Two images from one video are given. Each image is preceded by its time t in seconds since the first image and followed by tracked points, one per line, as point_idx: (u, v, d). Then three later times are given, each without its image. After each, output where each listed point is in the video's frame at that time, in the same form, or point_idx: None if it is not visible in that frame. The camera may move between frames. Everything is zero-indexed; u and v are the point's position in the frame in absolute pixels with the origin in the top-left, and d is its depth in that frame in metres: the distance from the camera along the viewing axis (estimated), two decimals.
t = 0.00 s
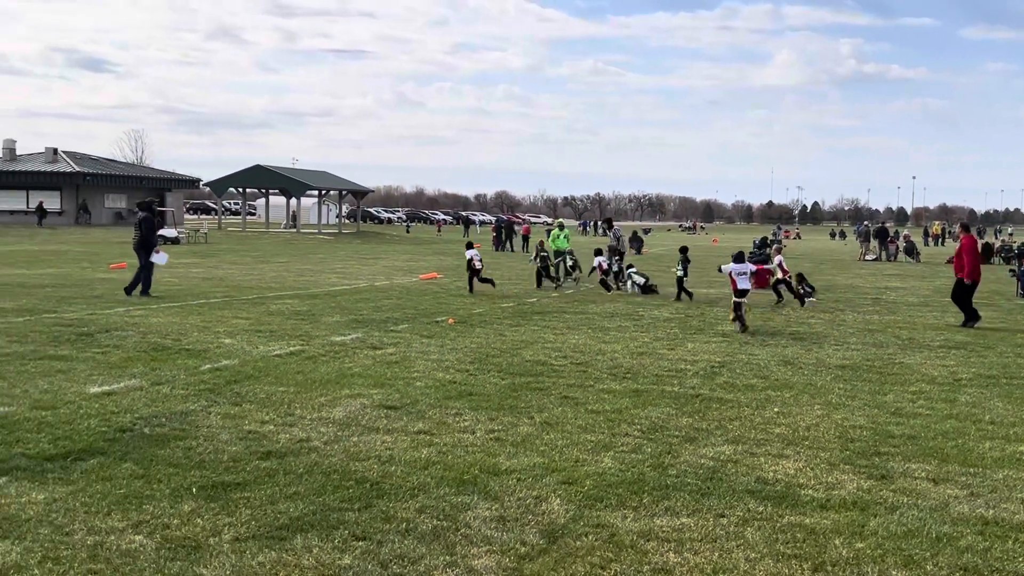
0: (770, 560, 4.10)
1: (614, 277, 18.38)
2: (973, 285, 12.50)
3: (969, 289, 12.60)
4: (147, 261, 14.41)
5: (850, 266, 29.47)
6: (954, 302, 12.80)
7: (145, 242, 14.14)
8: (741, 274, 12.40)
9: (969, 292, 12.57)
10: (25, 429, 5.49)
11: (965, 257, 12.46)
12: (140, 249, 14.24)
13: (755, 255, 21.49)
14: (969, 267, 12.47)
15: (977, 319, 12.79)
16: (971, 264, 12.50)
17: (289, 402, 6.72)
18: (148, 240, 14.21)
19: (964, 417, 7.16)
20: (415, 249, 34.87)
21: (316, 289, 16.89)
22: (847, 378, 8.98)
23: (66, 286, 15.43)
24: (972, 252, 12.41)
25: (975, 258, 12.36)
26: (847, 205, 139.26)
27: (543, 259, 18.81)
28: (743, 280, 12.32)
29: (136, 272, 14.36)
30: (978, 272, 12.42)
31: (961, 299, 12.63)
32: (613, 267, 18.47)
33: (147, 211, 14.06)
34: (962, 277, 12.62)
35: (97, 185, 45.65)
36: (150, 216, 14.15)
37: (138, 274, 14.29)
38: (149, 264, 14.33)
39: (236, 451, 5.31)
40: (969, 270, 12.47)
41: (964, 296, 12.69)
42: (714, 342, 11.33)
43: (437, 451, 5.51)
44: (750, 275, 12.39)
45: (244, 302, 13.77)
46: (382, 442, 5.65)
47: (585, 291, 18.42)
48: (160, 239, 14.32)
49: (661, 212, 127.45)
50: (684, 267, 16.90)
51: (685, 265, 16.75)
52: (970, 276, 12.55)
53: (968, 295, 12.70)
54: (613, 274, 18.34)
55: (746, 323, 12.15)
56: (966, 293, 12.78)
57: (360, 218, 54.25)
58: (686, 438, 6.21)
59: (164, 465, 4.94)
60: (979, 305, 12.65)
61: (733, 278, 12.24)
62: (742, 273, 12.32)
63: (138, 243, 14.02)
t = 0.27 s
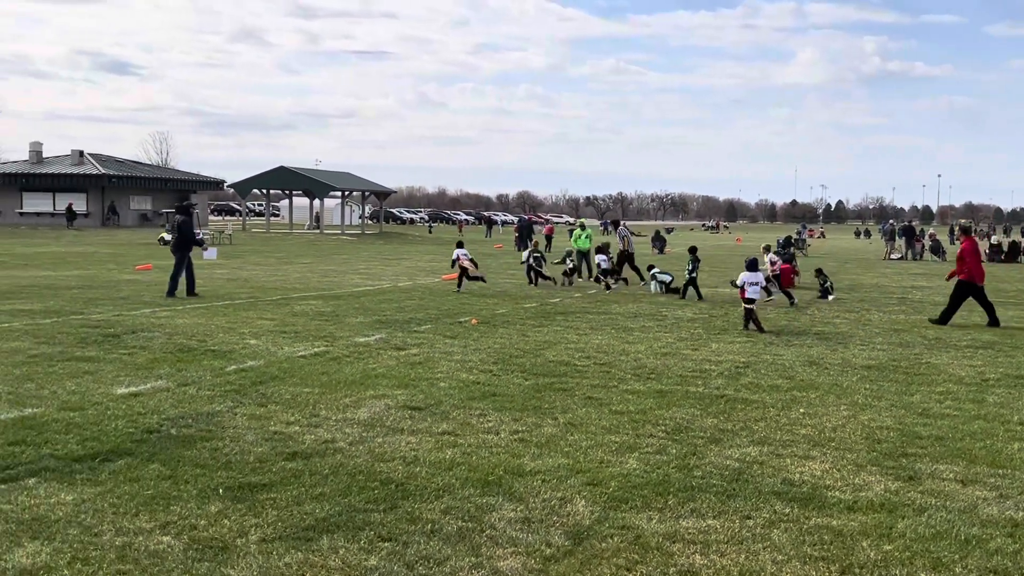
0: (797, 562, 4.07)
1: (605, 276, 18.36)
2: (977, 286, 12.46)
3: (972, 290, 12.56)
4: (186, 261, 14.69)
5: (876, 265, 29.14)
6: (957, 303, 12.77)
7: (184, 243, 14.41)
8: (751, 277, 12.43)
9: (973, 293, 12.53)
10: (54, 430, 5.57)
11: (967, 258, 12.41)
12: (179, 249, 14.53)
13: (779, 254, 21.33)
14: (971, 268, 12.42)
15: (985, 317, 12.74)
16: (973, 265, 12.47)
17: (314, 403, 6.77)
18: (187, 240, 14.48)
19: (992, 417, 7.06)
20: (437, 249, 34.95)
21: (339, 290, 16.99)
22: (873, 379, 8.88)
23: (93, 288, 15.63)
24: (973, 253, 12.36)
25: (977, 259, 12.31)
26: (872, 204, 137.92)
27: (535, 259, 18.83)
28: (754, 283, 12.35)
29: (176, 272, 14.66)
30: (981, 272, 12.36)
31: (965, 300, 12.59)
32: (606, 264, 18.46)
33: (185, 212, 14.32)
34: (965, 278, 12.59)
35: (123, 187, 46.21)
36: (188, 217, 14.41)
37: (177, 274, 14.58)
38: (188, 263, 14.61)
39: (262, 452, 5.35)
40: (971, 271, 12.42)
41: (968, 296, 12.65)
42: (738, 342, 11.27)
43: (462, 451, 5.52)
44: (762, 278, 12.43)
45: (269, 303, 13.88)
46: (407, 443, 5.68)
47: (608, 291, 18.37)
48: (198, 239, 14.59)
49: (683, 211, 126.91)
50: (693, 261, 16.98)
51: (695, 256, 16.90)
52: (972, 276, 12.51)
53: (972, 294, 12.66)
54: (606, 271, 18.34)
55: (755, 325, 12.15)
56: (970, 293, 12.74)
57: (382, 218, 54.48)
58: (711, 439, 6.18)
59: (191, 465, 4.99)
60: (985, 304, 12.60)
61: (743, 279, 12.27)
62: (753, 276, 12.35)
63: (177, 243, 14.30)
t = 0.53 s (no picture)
0: (818, 564, 4.04)
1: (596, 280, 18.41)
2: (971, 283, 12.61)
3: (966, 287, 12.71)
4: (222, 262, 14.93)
5: (900, 265, 28.86)
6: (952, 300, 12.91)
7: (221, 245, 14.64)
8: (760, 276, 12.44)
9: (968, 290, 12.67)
10: (78, 431, 5.64)
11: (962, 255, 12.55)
12: (215, 251, 14.76)
13: (801, 254, 21.19)
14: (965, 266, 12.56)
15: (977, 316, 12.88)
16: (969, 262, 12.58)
17: (335, 404, 6.81)
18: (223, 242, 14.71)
19: (1017, 418, 6.98)
20: (457, 250, 35.00)
21: (360, 291, 17.06)
22: (896, 379, 8.80)
23: (117, 289, 15.81)
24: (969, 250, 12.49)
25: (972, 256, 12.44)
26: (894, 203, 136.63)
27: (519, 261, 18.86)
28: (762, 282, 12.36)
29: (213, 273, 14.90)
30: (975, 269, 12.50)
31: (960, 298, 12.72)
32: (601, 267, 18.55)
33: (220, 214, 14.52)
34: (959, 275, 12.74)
35: (147, 189, 46.65)
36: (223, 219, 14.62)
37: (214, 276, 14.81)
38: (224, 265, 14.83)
39: (283, 452, 5.39)
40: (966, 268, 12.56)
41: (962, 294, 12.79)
42: (759, 343, 11.20)
43: (481, 452, 5.53)
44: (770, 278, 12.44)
45: (290, 304, 13.96)
46: (427, 444, 5.69)
47: (628, 291, 18.33)
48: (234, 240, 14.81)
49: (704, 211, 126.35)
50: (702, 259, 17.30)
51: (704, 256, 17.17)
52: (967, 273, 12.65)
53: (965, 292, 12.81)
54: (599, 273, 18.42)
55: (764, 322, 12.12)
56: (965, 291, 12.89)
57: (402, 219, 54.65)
58: (731, 440, 6.15)
59: (213, 466, 5.03)
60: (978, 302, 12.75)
61: (752, 277, 12.28)
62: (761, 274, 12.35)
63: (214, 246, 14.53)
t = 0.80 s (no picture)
0: (836, 566, 4.01)
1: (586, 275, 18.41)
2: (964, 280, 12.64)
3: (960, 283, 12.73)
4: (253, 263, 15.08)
5: (922, 265, 28.54)
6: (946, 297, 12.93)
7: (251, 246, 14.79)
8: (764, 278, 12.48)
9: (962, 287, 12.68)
10: (99, 432, 5.69)
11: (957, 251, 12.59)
12: (246, 253, 14.90)
13: (821, 254, 21.04)
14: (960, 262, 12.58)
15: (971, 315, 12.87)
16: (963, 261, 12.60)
17: (353, 405, 6.83)
18: (253, 243, 14.84)
19: None
20: (475, 251, 35.04)
21: (377, 292, 17.12)
22: (916, 380, 8.72)
23: (138, 291, 15.94)
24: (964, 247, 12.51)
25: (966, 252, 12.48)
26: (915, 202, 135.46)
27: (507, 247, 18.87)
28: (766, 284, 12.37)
29: (244, 274, 15.07)
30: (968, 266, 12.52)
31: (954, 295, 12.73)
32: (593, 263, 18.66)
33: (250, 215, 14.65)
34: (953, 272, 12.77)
35: (167, 191, 47.06)
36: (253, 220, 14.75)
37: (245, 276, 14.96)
38: (255, 266, 14.97)
39: (301, 453, 5.42)
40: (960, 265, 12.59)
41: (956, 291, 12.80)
42: (778, 344, 11.13)
43: (498, 453, 5.53)
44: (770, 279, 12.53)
45: (308, 305, 14.04)
46: (445, 445, 5.71)
47: (646, 292, 18.27)
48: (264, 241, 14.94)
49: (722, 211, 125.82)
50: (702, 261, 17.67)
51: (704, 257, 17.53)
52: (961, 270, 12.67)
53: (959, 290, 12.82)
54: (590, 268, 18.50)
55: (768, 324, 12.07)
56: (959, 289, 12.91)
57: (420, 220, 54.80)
58: (749, 441, 6.12)
59: (231, 467, 5.07)
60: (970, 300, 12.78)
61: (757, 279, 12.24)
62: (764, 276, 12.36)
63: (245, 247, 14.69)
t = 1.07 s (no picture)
0: (851, 568, 3.99)
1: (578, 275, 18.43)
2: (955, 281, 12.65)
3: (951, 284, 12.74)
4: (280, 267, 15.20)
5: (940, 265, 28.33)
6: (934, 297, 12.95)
7: (278, 250, 14.89)
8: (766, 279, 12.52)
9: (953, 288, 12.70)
10: (116, 433, 5.74)
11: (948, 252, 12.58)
12: (273, 256, 15.02)
13: (837, 255, 20.92)
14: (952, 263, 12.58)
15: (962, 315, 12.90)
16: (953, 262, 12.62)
17: (368, 406, 6.85)
18: (281, 247, 14.94)
19: None
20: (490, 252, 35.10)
21: (392, 293, 17.18)
22: (933, 381, 8.65)
23: (155, 292, 16.06)
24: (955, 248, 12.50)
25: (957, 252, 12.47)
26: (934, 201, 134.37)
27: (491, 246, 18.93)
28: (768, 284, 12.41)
29: (271, 277, 15.22)
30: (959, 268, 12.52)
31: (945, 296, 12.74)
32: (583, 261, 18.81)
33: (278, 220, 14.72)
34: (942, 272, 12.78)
35: (183, 193, 47.39)
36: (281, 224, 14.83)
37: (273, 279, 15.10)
38: (282, 270, 15.10)
39: (317, 454, 5.45)
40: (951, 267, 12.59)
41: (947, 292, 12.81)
42: (794, 344, 11.08)
43: (513, 455, 5.54)
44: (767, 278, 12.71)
45: (324, 306, 14.11)
46: (460, 446, 5.72)
47: (661, 293, 18.21)
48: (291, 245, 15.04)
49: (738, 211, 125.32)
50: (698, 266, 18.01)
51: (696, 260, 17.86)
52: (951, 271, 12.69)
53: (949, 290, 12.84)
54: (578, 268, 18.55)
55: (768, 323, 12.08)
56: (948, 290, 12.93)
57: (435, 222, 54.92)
58: (765, 442, 6.09)
59: (247, 468, 5.10)
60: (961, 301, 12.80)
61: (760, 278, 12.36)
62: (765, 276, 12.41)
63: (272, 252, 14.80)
